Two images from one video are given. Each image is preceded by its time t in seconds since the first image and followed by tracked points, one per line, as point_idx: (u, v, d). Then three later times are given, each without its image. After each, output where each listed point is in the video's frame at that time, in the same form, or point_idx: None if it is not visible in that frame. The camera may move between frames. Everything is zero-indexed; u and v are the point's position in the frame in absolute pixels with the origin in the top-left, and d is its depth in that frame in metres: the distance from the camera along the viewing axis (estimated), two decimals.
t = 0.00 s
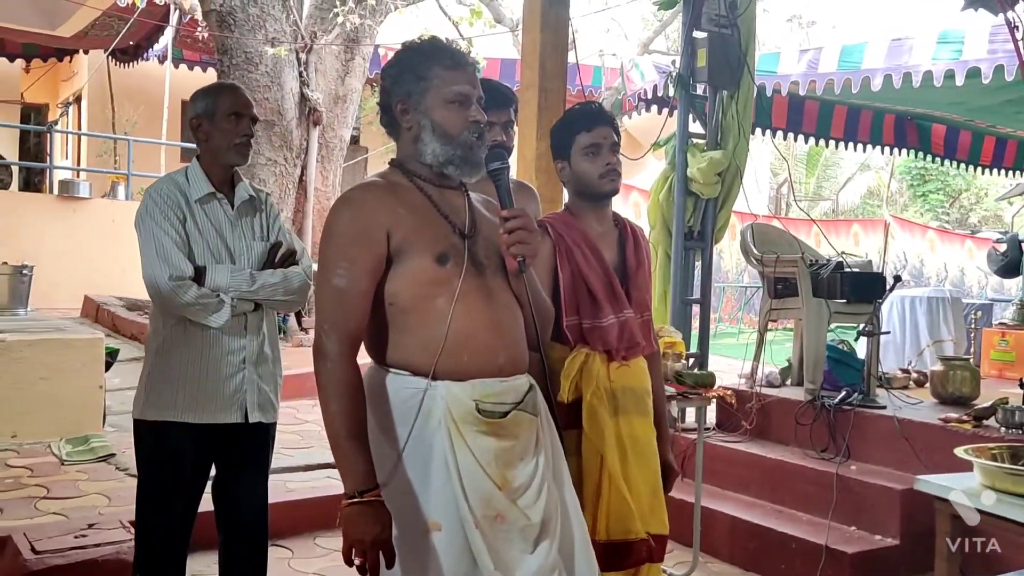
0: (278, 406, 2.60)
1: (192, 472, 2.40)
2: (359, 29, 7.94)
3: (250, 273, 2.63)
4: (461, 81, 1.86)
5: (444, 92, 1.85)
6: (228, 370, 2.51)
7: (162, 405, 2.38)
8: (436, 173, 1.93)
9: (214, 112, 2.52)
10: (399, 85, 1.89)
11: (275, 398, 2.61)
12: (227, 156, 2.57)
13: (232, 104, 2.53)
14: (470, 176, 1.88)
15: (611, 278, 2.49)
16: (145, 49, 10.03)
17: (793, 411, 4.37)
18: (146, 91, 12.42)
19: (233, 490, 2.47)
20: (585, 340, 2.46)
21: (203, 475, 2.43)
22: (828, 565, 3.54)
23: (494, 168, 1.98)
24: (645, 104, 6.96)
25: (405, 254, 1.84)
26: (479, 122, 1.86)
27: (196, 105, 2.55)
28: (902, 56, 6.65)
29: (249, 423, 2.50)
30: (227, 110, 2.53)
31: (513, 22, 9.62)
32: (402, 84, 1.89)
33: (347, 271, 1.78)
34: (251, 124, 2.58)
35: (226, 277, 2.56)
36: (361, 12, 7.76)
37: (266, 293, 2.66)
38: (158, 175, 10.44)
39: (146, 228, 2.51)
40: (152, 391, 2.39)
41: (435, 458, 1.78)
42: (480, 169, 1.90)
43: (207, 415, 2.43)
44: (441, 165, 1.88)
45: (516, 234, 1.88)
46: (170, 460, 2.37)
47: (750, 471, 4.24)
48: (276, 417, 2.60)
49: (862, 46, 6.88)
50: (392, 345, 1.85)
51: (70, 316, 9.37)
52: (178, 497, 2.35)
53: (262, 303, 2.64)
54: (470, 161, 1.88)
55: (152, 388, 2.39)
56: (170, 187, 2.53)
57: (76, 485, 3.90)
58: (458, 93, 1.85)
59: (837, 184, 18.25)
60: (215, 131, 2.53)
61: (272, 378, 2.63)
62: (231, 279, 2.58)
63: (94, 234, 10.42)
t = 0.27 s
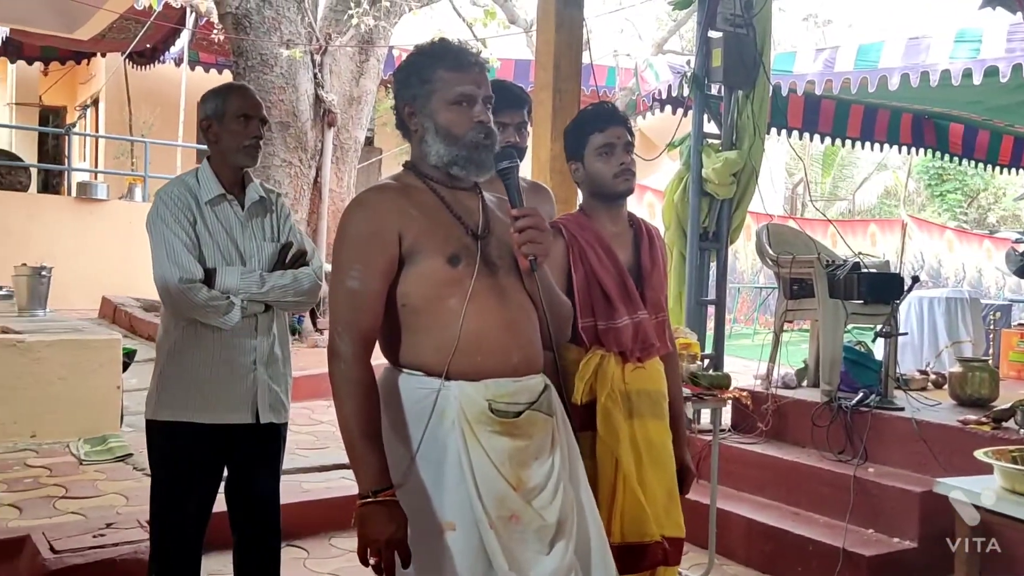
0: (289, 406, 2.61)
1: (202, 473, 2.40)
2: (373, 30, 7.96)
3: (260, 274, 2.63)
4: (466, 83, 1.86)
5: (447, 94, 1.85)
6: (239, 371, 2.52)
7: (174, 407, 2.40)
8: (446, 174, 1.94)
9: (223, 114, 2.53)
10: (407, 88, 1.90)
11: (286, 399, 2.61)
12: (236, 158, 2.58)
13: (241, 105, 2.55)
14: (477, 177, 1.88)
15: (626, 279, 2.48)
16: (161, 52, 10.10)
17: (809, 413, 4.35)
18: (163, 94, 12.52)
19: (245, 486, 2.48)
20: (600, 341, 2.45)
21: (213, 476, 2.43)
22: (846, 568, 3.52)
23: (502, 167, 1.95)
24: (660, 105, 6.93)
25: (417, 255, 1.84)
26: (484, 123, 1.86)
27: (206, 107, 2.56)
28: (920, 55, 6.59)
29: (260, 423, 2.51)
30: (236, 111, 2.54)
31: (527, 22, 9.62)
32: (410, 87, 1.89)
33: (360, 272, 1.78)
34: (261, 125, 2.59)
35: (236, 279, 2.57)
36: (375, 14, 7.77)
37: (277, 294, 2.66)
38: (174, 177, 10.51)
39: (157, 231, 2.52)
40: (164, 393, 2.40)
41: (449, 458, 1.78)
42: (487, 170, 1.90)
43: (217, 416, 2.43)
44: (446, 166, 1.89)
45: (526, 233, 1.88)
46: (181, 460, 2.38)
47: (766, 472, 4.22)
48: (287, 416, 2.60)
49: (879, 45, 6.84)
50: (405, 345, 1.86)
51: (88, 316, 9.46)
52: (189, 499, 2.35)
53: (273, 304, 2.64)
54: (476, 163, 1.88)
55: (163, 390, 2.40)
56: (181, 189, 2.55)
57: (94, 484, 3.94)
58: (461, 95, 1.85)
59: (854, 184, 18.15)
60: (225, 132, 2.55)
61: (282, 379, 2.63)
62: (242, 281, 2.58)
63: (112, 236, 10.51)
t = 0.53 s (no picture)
0: (303, 407, 2.61)
1: (220, 474, 2.41)
2: (386, 32, 7.98)
3: (274, 275, 2.65)
4: (476, 84, 1.85)
5: (457, 95, 1.84)
6: (254, 372, 2.54)
7: (189, 407, 2.41)
8: (457, 176, 1.94)
9: (237, 116, 2.55)
10: (418, 90, 1.90)
11: (300, 399, 2.62)
12: (249, 160, 2.60)
13: (255, 107, 2.56)
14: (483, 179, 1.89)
15: (637, 280, 2.49)
16: (175, 54, 10.17)
17: (823, 415, 4.33)
18: (177, 96, 12.61)
19: (262, 487, 2.48)
20: (612, 342, 2.45)
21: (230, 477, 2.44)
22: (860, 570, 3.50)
23: (506, 167, 1.83)
24: (673, 105, 6.92)
25: (426, 257, 1.84)
26: (494, 125, 1.85)
27: (220, 109, 2.58)
28: (935, 55, 6.56)
29: (276, 423, 2.52)
30: (249, 113, 2.56)
31: (540, 23, 9.61)
32: (420, 90, 1.89)
33: (369, 273, 1.79)
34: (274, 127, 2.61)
35: (251, 280, 2.59)
36: (388, 15, 7.77)
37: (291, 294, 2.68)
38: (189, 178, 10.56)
39: (172, 233, 2.54)
40: (180, 394, 2.42)
41: (457, 460, 1.76)
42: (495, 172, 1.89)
43: (232, 416, 2.45)
44: (457, 168, 1.89)
45: (531, 233, 1.81)
46: (200, 461, 2.39)
47: (779, 474, 4.20)
48: (302, 418, 2.61)
49: (893, 45, 6.81)
50: (414, 346, 1.85)
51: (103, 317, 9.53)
52: (207, 499, 2.37)
53: (288, 305, 2.66)
54: (484, 163, 1.88)
55: (179, 391, 2.42)
56: (195, 191, 2.56)
57: (110, 484, 3.96)
58: (471, 97, 1.84)
59: (869, 184, 18.03)
60: (238, 134, 2.56)
61: (296, 380, 2.65)
62: (256, 282, 2.60)
63: (128, 237, 10.58)
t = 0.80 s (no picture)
0: (319, 407, 2.62)
1: (236, 473, 2.42)
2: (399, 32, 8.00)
3: (291, 275, 2.66)
4: (489, 86, 1.85)
5: (470, 97, 1.85)
6: (270, 372, 2.55)
7: (206, 406, 2.43)
8: (470, 176, 1.95)
9: (254, 117, 2.57)
10: (430, 92, 1.90)
11: (317, 400, 2.63)
12: (265, 161, 2.61)
13: (272, 109, 2.58)
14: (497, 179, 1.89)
15: (646, 281, 2.48)
16: (190, 55, 10.23)
17: (837, 417, 4.31)
18: (191, 97, 12.68)
19: (278, 486, 2.49)
20: (621, 344, 2.44)
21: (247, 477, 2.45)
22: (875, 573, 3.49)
23: (517, 167, 1.86)
24: (685, 105, 6.90)
25: (438, 257, 1.84)
26: (506, 125, 1.85)
27: (238, 111, 2.60)
28: (950, 54, 6.52)
29: (292, 423, 2.52)
30: (266, 115, 2.58)
31: (553, 23, 9.61)
32: (434, 91, 1.90)
33: (381, 272, 1.79)
34: (291, 127, 2.62)
35: (268, 280, 2.60)
36: (401, 16, 7.78)
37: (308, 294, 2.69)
38: (202, 179, 10.61)
39: (190, 233, 2.55)
40: (197, 394, 2.44)
41: (468, 460, 1.75)
42: (507, 172, 1.90)
43: (249, 415, 2.46)
44: (469, 169, 1.90)
45: (542, 233, 1.84)
46: (218, 461, 2.41)
47: (792, 475, 4.19)
48: (318, 419, 2.62)
49: (908, 44, 6.76)
50: (425, 346, 1.86)
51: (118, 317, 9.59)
52: (223, 499, 2.38)
53: (304, 305, 2.67)
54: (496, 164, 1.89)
55: (196, 390, 2.44)
56: (213, 192, 2.58)
57: (125, 483, 3.99)
58: (484, 98, 1.84)
59: (883, 185, 17.94)
60: (255, 136, 2.58)
61: (312, 380, 2.65)
62: (273, 281, 2.61)
63: (142, 237, 10.64)
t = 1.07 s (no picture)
0: (334, 406, 2.63)
1: (252, 472, 2.44)
2: (410, 33, 8.01)
3: (308, 275, 2.68)
4: (502, 87, 1.85)
5: (484, 98, 1.85)
6: (286, 371, 2.56)
7: (223, 405, 2.45)
8: (483, 177, 1.94)
9: (273, 118, 2.59)
10: (443, 92, 1.90)
11: (331, 399, 2.64)
12: (283, 161, 2.62)
13: (290, 110, 2.60)
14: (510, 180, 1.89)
15: (656, 283, 2.48)
16: (203, 56, 10.28)
17: (849, 418, 4.30)
18: (204, 98, 12.74)
19: (293, 485, 2.51)
20: (631, 344, 2.44)
21: (263, 475, 2.46)
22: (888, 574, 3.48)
23: (529, 166, 1.86)
24: (697, 105, 6.88)
25: (452, 258, 1.84)
26: (520, 127, 1.85)
27: (257, 111, 2.61)
28: (964, 54, 6.48)
29: (307, 422, 2.53)
30: (284, 116, 2.59)
31: (564, 24, 9.60)
32: (446, 92, 1.90)
33: (396, 273, 1.80)
34: (309, 128, 2.64)
35: (285, 279, 2.61)
36: (413, 17, 7.80)
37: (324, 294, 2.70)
38: (215, 180, 10.65)
39: (208, 232, 2.57)
40: (214, 392, 2.46)
41: (483, 460, 1.76)
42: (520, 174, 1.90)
43: (265, 413, 2.47)
44: (484, 171, 1.90)
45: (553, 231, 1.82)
46: (234, 460, 2.42)
47: (804, 476, 4.18)
48: (333, 418, 2.63)
49: (921, 44, 6.71)
50: (439, 346, 1.85)
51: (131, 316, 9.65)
52: (239, 497, 2.40)
53: (320, 305, 2.68)
54: (510, 165, 1.89)
55: (213, 388, 2.46)
56: (231, 192, 2.59)
57: (139, 481, 4.01)
58: (497, 100, 1.84)
59: (896, 185, 17.86)
60: (273, 136, 2.60)
61: (327, 379, 2.67)
62: (290, 281, 2.62)
63: (155, 237, 10.70)
